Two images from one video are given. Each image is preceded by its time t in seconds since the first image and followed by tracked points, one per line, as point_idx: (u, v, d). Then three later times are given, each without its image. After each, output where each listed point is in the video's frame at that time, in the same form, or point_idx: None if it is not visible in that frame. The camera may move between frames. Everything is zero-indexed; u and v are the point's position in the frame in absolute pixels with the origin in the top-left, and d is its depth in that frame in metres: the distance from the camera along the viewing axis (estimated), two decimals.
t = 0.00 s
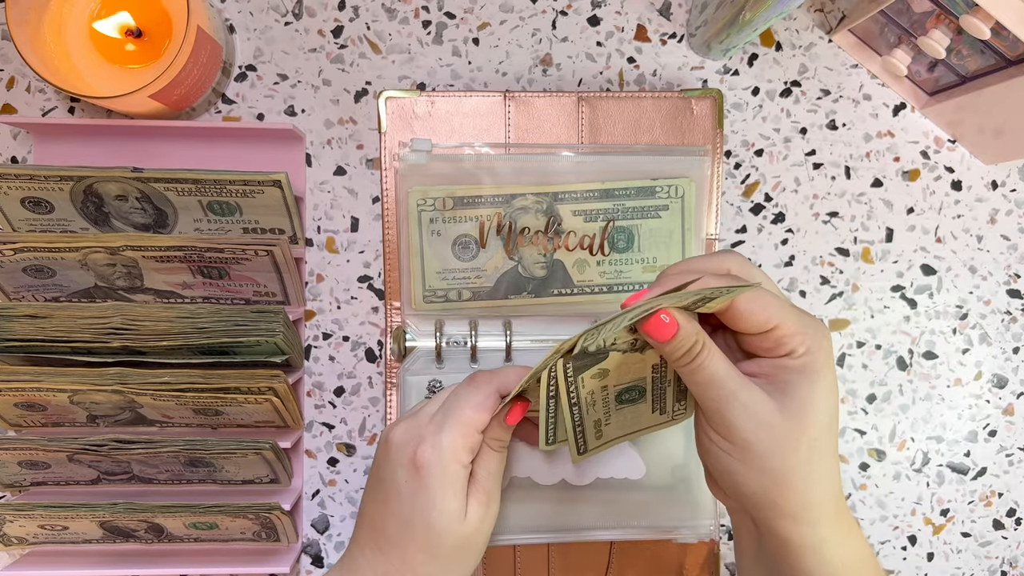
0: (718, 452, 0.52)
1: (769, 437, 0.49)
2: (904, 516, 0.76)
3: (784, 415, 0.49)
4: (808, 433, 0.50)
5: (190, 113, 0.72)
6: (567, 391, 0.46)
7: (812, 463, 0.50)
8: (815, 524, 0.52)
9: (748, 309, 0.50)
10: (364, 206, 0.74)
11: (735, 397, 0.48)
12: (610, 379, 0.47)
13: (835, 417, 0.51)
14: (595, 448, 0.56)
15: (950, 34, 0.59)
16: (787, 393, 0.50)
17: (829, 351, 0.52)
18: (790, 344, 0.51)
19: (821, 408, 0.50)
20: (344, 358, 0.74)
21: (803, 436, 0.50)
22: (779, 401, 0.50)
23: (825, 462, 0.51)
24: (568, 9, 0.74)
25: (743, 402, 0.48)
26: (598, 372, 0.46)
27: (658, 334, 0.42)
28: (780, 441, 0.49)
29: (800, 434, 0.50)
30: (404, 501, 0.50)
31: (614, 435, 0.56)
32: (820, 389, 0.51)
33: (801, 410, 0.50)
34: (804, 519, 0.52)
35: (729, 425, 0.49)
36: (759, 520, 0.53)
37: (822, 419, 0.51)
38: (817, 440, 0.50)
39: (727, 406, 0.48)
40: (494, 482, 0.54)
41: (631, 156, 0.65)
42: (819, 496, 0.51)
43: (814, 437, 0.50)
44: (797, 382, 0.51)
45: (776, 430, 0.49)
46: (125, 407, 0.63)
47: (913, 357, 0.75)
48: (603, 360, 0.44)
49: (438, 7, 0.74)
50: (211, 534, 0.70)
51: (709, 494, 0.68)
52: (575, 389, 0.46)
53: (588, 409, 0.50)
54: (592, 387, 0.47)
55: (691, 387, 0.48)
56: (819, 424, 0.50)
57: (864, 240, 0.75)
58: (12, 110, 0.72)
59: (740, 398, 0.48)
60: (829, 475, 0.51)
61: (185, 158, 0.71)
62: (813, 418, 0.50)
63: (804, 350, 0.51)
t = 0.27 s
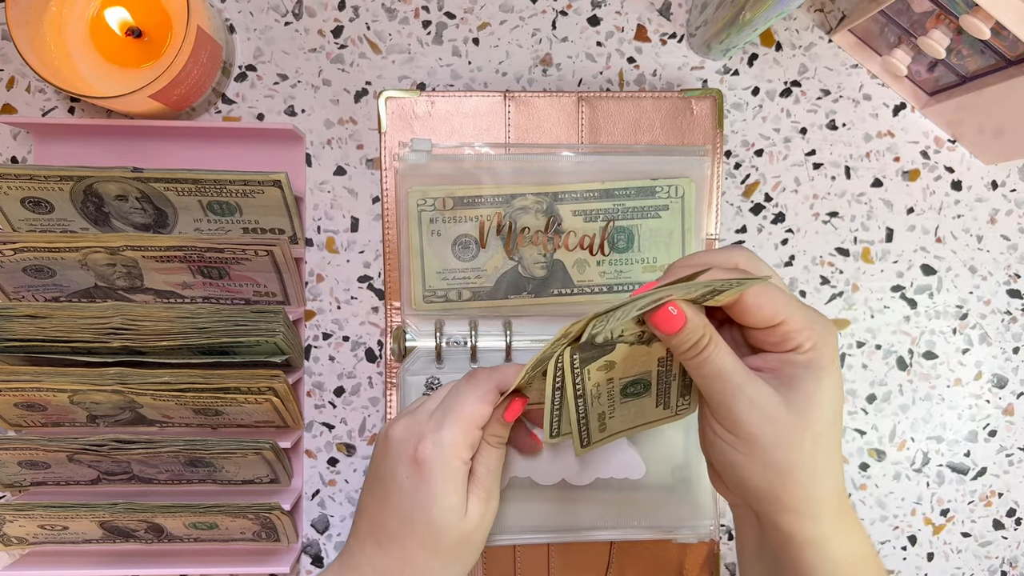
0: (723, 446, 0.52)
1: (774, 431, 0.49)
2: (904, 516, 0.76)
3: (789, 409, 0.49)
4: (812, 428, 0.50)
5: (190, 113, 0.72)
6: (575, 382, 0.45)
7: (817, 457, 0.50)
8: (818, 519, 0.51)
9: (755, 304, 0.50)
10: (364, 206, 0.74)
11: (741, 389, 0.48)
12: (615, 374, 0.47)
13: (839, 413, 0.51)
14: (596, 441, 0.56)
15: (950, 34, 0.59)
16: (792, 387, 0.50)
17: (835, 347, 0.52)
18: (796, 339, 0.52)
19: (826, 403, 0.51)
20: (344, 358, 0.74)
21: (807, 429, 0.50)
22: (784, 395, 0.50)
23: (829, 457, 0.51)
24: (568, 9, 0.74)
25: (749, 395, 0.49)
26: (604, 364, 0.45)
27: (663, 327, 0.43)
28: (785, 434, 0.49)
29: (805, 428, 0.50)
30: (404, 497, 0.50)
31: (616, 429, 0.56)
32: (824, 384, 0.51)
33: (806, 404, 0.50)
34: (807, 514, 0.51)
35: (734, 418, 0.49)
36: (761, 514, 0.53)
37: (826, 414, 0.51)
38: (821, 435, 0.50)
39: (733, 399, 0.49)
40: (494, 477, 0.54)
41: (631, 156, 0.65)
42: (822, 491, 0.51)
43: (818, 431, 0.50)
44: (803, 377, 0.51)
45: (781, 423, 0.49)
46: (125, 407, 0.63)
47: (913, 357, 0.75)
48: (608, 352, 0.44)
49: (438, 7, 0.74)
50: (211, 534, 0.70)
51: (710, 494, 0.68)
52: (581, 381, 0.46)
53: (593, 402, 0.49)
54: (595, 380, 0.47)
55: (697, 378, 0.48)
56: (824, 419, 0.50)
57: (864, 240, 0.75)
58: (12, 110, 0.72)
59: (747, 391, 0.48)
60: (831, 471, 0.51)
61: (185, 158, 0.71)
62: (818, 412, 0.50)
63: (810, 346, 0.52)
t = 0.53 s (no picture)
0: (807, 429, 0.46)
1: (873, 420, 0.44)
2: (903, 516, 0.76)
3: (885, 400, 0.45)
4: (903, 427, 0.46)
5: (190, 113, 0.72)
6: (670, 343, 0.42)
7: (901, 455, 0.46)
8: (887, 519, 0.47)
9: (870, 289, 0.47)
10: (364, 206, 0.74)
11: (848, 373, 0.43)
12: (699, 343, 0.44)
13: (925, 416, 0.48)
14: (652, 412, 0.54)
15: (950, 34, 0.59)
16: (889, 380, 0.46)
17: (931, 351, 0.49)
18: (899, 332, 0.49)
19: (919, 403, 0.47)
20: (344, 358, 0.74)
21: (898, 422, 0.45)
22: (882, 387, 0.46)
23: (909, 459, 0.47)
24: (567, 9, 0.74)
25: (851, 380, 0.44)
26: (696, 331, 0.42)
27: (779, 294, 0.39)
28: (878, 426, 0.45)
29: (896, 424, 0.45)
30: (390, 489, 0.50)
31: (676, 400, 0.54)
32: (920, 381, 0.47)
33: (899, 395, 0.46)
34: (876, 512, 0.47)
35: (828, 402, 0.44)
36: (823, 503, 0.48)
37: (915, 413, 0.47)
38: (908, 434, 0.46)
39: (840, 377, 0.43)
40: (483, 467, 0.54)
41: (631, 156, 0.65)
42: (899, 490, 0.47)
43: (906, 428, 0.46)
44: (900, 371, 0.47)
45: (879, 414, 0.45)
46: (125, 407, 0.63)
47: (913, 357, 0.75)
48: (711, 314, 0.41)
49: (438, 7, 0.74)
50: (211, 534, 0.70)
51: (710, 495, 0.68)
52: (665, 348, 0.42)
53: (666, 375, 0.47)
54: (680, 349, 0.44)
55: (797, 356, 0.43)
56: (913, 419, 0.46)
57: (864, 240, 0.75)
58: (12, 110, 0.72)
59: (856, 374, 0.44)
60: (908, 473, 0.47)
61: (185, 158, 0.71)
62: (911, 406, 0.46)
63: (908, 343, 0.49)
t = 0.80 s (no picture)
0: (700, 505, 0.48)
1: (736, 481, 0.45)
2: (904, 516, 0.76)
3: (766, 456, 0.45)
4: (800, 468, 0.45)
5: (190, 113, 0.72)
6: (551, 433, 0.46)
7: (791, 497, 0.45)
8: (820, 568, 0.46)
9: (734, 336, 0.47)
10: (364, 206, 0.74)
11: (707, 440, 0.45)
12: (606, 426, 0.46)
13: (830, 445, 0.46)
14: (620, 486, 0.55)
15: (950, 34, 0.59)
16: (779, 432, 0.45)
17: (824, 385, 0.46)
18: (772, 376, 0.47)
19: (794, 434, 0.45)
20: (344, 358, 0.74)
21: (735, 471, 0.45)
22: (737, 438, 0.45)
23: (825, 497, 0.45)
24: (568, 9, 0.74)
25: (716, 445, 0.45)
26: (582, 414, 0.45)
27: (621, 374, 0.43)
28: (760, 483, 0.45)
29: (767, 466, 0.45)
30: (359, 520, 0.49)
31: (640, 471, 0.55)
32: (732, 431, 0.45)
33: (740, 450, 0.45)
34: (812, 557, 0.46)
35: (707, 469, 0.45)
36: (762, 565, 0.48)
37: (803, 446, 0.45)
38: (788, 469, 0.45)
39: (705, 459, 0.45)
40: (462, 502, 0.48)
41: (631, 156, 0.65)
42: (817, 533, 0.46)
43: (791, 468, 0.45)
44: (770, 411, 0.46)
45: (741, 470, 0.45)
46: (125, 407, 0.63)
47: (913, 357, 0.75)
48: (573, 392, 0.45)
49: (438, 7, 0.74)
50: (211, 534, 0.70)
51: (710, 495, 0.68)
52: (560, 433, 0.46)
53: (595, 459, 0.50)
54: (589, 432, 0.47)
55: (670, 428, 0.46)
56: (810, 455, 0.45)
57: (864, 240, 0.75)
58: (13, 110, 0.72)
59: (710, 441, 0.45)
60: (831, 510, 0.46)
61: (185, 157, 0.71)
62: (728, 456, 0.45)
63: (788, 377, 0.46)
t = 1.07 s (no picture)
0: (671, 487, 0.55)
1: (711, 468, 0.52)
2: (904, 516, 0.76)
3: (737, 436, 0.52)
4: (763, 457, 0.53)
5: (190, 113, 0.72)
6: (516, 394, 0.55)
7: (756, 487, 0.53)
8: (764, 548, 0.54)
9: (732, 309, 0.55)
10: (364, 206, 0.74)
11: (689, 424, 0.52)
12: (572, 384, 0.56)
13: (792, 439, 0.54)
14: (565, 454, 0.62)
15: (950, 35, 0.59)
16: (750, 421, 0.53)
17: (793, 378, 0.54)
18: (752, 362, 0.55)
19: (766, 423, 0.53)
20: (344, 358, 0.74)
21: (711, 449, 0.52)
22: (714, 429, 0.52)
23: (777, 480, 0.53)
24: (568, 9, 0.74)
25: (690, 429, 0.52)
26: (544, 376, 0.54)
27: (616, 340, 0.51)
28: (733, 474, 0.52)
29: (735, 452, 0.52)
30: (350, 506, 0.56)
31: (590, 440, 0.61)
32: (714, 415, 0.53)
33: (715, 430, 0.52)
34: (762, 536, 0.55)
35: (682, 440, 0.53)
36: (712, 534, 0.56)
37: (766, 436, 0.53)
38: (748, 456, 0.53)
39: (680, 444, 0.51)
40: (440, 486, 0.54)
41: (632, 157, 0.65)
42: (766, 517, 0.54)
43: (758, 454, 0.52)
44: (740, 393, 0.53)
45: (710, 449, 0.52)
46: (125, 407, 0.63)
47: (913, 357, 0.75)
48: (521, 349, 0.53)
49: (438, 7, 0.74)
50: (211, 534, 0.69)
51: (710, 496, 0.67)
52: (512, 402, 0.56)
53: (553, 421, 0.58)
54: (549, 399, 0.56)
55: (651, 400, 0.53)
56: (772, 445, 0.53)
57: (863, 240, 0.75)
58: (12, 110, 0.72)
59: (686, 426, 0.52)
60: (780, 492, 0.54)
61: (185, 158, 0.71)
62: (715, 442, 0.52)
63: (767, 365, 0.54)
